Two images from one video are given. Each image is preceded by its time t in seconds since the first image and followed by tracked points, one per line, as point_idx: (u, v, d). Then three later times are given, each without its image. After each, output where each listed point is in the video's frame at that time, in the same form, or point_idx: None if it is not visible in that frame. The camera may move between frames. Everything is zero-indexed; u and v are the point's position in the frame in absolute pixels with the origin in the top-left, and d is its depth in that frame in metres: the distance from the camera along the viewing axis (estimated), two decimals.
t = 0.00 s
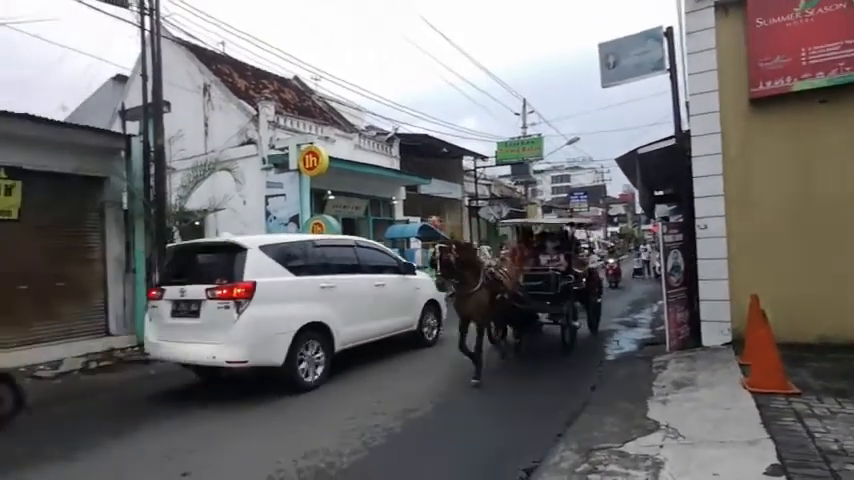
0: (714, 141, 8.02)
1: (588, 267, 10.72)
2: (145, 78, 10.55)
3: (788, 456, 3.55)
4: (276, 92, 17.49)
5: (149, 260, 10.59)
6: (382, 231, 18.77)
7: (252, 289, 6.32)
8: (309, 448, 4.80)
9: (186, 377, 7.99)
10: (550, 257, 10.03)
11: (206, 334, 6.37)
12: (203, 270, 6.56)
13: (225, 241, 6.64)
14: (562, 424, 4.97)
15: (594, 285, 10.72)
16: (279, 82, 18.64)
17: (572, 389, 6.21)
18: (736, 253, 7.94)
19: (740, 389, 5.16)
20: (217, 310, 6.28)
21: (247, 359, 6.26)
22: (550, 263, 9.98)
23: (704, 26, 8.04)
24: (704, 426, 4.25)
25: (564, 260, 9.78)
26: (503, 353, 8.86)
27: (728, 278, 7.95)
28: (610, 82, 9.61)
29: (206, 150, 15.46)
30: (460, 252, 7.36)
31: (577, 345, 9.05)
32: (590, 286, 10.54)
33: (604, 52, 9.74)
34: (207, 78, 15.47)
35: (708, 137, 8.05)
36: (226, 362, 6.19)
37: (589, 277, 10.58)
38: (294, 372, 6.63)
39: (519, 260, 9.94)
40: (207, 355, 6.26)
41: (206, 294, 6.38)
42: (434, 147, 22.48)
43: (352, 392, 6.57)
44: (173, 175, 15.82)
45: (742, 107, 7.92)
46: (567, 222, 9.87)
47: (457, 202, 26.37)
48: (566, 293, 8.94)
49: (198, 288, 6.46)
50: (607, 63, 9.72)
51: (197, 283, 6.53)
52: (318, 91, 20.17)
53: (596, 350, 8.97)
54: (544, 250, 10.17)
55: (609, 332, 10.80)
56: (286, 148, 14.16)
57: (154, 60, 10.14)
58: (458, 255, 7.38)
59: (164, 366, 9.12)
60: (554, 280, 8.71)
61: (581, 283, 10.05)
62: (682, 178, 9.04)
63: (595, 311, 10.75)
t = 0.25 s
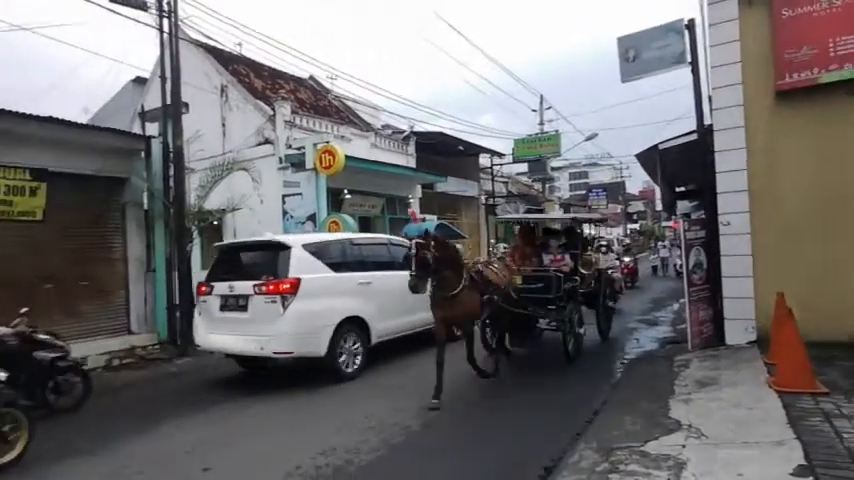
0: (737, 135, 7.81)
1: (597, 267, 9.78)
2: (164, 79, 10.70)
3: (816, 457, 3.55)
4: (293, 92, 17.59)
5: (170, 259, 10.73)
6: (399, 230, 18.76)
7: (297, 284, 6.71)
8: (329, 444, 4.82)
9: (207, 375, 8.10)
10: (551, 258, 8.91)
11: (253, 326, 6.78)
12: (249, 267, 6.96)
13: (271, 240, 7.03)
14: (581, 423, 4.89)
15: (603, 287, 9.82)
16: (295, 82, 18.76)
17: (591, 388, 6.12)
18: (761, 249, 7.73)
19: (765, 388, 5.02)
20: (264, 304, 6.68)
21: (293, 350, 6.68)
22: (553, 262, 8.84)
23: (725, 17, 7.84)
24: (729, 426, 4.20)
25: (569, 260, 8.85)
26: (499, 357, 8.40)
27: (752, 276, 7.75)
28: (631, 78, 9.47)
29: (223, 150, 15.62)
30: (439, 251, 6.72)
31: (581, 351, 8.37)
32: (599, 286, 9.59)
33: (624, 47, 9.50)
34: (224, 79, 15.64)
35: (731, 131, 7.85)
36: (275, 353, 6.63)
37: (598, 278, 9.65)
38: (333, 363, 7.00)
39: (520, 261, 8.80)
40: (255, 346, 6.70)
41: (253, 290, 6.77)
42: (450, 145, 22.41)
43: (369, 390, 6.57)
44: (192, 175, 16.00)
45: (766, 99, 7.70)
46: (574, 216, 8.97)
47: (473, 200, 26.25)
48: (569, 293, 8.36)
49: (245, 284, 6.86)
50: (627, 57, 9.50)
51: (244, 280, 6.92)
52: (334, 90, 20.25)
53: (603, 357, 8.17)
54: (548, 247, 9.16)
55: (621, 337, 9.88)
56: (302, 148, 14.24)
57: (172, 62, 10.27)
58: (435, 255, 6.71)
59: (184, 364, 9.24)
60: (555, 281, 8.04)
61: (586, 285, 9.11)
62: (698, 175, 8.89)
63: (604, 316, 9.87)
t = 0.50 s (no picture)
0: (765, 129, 7.56)
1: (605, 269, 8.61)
2: (186, 79, 10.85)
3: (846, 458, 3.56)
4: (312, 89, 17.68)
5: (191, 255, 10.85)
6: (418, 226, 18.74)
7: (344, 278, 7.08)
8: (346, 439, 4.82)
9: (229, 370, 8.21)
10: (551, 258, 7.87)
11: (301, 317, 7.11)
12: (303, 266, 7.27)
13: (316, 236, 7.33)
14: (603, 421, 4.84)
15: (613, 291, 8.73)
16: (314, 80, 18.85)
17: (614, 386, 6.03)
18: (790, 246, 7.48)
19: (795, 389, 4.88)
20: (313, 297, 7.01)
21: (339, 339, 7.01)
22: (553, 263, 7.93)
23: (753, 8, 7.59)
24: (757, 426, 4.21)
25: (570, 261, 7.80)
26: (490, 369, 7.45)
27: (781, 273, 7.50)
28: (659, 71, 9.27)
29: (244, 148, 15.78)
30: (405, 251, 5.62)
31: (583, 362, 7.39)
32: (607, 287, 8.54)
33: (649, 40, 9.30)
34: (245, 77, 15.79)
35: (759, 126, 7.60)
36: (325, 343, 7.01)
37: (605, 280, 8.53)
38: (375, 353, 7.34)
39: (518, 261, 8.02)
40: (303, 336, 7.04)
41: (302, 283, 7.10)
42: (469, 141, 22.28)
43: (389, 386, 6.59)
44: (213, 173, 16.21)
45: (797, 92, 7.42)
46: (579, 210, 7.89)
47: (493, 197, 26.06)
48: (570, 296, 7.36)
49: (294, 278, 7.18)
50: (652, 51, 9.31)
51: (291, 274, 7.24)
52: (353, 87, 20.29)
53: (610, 368, 7.21)
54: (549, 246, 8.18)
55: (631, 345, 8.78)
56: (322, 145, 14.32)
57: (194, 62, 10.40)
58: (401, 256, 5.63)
59: (208, 359, 9.40)
60: (553, 283, 7.05)
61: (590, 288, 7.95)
62: (725, 170, 8.66)
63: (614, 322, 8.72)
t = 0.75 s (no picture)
0: (799, 124, 7.31)
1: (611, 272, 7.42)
2: (209, 75, 10.99)
3: None
4: (333, 85, 17.76)
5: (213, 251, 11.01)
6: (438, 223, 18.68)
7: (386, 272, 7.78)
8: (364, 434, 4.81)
9: (249, 363, 8.28)
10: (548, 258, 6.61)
11: (347, 309, 7.89)
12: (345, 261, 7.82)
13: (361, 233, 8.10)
14: (624, 421, 4.75)
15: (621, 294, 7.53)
16: (336, 76, 18.93)
17: (636, 386, 5.91)
18: (824, 245, 7.21)
19: (828, 392, 4.71)
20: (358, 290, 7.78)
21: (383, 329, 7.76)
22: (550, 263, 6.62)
23: None
24: (785, 429, 4.06)
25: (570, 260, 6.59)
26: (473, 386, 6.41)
27: (814, 273, 7.25)
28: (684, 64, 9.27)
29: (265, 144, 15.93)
30: (354, 252, 4.90)
31: (581, 378, 6.35)
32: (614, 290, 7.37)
33: (677, 33, 9.30)
34: (266, 74, 15.95)
35: (793, 120, 7.35)
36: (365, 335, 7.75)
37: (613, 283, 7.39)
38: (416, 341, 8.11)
39: (510, 263, 6.81)
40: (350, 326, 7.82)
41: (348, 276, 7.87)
42: (490, 138, 22.11)
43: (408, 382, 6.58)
44: (235, 169, 16.41)
45: (833, 85, 7.15)
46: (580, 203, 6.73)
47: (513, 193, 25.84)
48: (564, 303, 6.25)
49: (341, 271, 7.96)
50: (680, 44, 9.33)
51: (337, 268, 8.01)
52: (374, 83, 20.31)
53: (611, 386, 6.07)
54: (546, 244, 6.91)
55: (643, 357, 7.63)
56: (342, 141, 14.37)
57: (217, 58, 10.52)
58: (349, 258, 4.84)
59: (229, 352, 9.53)
60: (545, 289, 5.98)
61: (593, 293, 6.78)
62: (755, 166, 8.39)
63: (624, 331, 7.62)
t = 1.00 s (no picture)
0: (841, 115, 6.99)
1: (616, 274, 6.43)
2: (236, 74, 11.14)
3: None
4: (357, 82, 17.83)
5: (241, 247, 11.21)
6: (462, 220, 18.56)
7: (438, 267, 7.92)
8: (388, 430, 4.82)
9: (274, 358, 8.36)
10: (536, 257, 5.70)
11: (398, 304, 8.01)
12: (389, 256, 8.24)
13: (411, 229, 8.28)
14: (653, 419, 4.65)
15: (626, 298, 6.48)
16: (359, 73, 18.99)
17: (666, 386, 5.76)
18: None
19: None
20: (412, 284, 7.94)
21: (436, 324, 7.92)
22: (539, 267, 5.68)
23: None
24: (825, 433, 3.88)
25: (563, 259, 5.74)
26: (474, 392, 5.96)
27: None
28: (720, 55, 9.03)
29: (290, 141, 16.11)
30: (270, 256, 4.05)
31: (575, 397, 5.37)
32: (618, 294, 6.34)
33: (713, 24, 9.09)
34: (291, 71, 16.11)
35: (835, 112, 7.03)
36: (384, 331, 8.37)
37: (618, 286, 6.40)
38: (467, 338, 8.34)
39: (495, 263, 6.11)
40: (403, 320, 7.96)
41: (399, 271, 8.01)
42: (515, 133, 21.87)
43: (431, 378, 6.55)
44: (261, 166, 16.64)
45: None
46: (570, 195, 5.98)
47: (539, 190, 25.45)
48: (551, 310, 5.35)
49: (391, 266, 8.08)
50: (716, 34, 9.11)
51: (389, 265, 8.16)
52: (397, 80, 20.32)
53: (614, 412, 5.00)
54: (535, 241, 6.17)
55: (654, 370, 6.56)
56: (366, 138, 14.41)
57: (243, 57, 10.65)
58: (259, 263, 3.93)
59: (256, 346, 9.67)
60: (531, 294, 5.18)
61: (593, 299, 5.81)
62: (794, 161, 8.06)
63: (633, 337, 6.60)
